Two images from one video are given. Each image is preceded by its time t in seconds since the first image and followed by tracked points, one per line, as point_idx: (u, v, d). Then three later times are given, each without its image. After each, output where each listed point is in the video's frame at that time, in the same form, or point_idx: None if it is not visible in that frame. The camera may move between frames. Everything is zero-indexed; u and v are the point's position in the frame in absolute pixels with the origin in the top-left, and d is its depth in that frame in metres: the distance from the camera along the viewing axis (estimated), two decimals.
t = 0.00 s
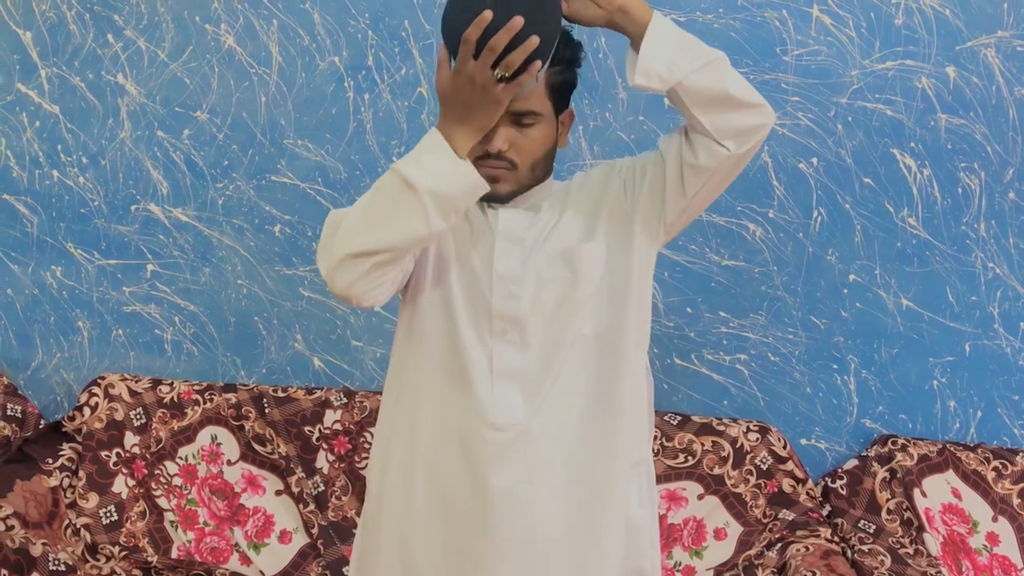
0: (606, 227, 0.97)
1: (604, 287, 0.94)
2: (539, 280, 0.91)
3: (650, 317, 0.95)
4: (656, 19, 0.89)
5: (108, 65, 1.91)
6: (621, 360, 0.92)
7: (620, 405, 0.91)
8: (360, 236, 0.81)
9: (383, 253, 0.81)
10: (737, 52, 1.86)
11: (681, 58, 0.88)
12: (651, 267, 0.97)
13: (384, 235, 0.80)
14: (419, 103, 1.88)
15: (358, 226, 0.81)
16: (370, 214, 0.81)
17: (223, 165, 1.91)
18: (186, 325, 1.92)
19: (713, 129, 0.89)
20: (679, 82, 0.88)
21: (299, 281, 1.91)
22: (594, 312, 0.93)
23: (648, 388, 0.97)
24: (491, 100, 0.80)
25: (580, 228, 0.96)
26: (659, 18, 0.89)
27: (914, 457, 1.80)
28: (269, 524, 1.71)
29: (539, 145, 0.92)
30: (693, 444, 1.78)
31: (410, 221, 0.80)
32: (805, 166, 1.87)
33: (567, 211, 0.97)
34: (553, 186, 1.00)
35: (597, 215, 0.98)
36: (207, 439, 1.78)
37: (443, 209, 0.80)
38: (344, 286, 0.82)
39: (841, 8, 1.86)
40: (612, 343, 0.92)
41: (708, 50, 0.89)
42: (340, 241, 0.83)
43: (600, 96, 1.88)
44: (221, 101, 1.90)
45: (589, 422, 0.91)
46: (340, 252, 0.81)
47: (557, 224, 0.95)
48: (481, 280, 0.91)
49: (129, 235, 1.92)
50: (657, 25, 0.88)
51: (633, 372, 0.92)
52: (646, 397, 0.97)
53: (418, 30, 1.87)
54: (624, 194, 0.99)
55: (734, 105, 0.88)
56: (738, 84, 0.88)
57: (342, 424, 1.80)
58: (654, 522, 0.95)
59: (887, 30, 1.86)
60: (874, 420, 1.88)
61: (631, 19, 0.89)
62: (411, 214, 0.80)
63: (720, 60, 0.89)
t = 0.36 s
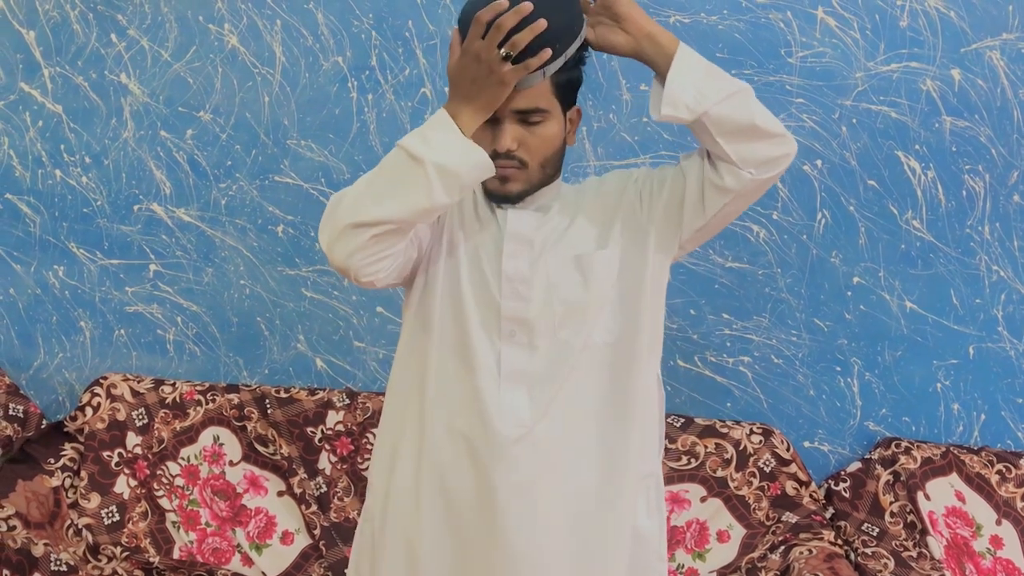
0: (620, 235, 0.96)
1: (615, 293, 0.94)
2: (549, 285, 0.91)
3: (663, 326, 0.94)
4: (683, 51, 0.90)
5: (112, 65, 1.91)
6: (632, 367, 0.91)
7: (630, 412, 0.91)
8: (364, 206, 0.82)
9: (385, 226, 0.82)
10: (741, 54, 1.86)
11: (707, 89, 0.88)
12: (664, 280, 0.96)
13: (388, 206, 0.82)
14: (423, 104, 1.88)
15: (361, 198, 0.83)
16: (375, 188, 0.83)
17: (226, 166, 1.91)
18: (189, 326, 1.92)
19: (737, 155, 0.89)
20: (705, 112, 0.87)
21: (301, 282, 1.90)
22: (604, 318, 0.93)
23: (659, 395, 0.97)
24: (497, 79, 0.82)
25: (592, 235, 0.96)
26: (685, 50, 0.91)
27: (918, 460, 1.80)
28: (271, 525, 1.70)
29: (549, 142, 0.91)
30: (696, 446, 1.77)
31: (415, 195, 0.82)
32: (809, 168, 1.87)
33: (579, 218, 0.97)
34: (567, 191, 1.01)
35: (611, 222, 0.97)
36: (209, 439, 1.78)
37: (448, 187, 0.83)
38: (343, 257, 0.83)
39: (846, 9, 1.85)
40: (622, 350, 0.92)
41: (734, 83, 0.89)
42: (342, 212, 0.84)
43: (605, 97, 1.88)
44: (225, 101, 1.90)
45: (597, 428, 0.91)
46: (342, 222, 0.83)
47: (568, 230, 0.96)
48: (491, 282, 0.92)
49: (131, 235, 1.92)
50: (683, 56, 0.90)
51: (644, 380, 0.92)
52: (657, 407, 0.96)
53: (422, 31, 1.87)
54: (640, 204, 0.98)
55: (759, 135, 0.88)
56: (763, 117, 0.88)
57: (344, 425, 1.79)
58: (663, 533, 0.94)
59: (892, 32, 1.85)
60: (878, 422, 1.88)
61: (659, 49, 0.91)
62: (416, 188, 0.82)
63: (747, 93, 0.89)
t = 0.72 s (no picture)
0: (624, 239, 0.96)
1: (619, 296, 0.94)
2: (552, 287, 0.91)
3: (665, 331, 0.94)
4: (684, 73, 0.92)
5: (113, 65, 1.91)
6: (635, 371, 0.91)
7: (631, 415, 0.91)
8: (364, 194, 0.84)
9: (384, 213, 0.84)
10: (742, 54, 1.86)
11: (712, 110, 0.90)
12: (669, 286, 0.96)
13: (388, 193, 0.83)
14: (424, 104, 1.88)
15: (362, 186, 0.85)
16: (375, 176, 0.84)
17: (227, 166, 1.91)
18: (189, 325, 1.92)
19: (744, 170, 0.90)
20: (712, 133, 0.89)
21: (302, 281, 1.90)
22: (606, 322, 0.93)
23: (661, 399, 0.97)
24: (499, 69, 0.84)
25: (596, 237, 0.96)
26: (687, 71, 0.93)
27: (918, 460, 1.80)
28: (272, 524, 1.70)
29: (549, 140, 0.92)
30: (696, 446, 1.77)
31: (416, 182, 0.83)
32: (809, 168, 1.87)
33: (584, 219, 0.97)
34: (572, 192, 1.01)
35: (617, 225, 0.97)
36: (209, 439, 1.78)
37: (447, 175, 0.84)
38: (343, 244, 0.85)
39: (846, 10, 1.85)
40: (625, 353, 0.92)
41: (738, 101, 0.91)
42: (343, 200, 0.86)
43: (605, 97, 1.88)
44: (226, 101, 1.90)
45: (598, 431, 0.91)
46: (342, 210, 0.85)
47: (573, 232, 0.96)
48: (493, 281, 0.92)
49: (132, 234, 1.92)
50: (685, 77, 0.92)
51: (647, 384, 0.92)
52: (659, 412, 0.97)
53: (423, 31, 1.87)
54: (646, 209, 0.98)
55: (765, 151, 0.90)
56: (768, 132, 0.90)
57: (345, 425, 1.79)
58: (662, 537, 0.95)
59: (892, 33, 1.85)
60: (878, 423, 1.88)
61: (662, 70, 0.94)
62: (416, 176, 0.83)
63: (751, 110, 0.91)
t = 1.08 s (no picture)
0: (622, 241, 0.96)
1: (617, 297, 0.94)
2: (549, 288, 0.91)
3: (663, 332, 0.95)
4: (673, 90, 0.93)
5: (111, 67, 1.91)
6: (632, 372, 0.92)
7: (629, 416, 0.91)
8: (360, 179, 0.84)
9: (379, 200, 0.84)
10: (740, 56, 1.86)
11: (703, 124, 0.92)
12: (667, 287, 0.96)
13: (382, 180, 0.84)
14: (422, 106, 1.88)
15: (358, 171, 0.85)
16: (371, 163, 0.85)
17: (225, 168, 1.91)
18: (188, 327, 1.92)
19: (739, 176, 0.91)
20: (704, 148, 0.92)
21: (300, 284, 1.91)
22: (604, 323, 0.93)
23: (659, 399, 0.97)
24: (500, 58, 0.86)
25: (594, 238, 0.96)
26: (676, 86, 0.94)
27: (916, 462, 1.80)
28: (270, 526, 1.70)
29: (544, 142, 0.92)
30: (694, 448, 1.77)
31: (411, 170, 0.84)
32: (807, 170, 1.87)
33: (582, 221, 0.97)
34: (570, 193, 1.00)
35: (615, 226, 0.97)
36: (208, 441, 1.78)
37: (443, 164, 0.84)
38: (338, 229, 0.85)
39: (844, 12, 1.85)
40: (623, 354, 0.93)
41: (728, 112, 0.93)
42: (339, 185, 0.86)
43: (603, 99, 1.88)
44: (224, 103, 1.90)
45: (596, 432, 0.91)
46: (338, 194, 0.85)
47: (571, 234, 0.96)
48: (491, 282, 0.92)
49: (130, 236, 1.92)
50: (674, 93, 0.93)
51: (644, 385, 0.92)
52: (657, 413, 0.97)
53: (421, 33, 1.87)
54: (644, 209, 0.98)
55: (758, 158, 0.92)
56: (760, 140, 0.92)
57: (343, 427, 1.80)
58: (660, 536, 0.95)
59: (890, 35, 1.85)
60: (876, 424, 1.88)
61: (651, 88, 0.95)
62: (412, 163, 0.84)
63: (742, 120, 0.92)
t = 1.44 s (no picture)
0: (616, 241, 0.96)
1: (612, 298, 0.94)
2: (544, 289, 0.91)
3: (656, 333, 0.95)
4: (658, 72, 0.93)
5: (109, 69, 1.91)
6: (628, 373, 0.92)
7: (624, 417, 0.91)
8: (357, 174, 0.85)
9: (376, 195, 0.84)
10: (738, 59, 1.86)
11: (685, 110, 0.91)
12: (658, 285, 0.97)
13: (380, 174, 0.84)
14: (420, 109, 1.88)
15: (356, 166, 0.86)
16: (370, 157, 0.85)
17: (224, 170, 1.91)
18: (186, 330, 1.92)
19: (720, 169, 0.91)
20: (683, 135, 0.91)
21: (298, 286, 1.90)
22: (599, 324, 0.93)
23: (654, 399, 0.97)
24: (499, 50, 0.86)
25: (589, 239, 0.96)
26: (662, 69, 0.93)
27: (915, 464, 1.80)
28: (268, 529, 1.70)
29: (550, 143, 0.92)
30: (692, 451, 1.77)
31: (409, 164, 0.84)
32: (805, 173, 1.87)
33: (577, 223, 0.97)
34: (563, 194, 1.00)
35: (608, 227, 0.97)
36: (206, 444, 1.78)
37: (440, 159, 0.84)
38: (335, 224, 0.86)
39: (842, 15, 1.86)
40: (619, 355, 0.93)
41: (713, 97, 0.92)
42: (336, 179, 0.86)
43: (601, 102, 1.88)
44: (222, 106, 1.90)
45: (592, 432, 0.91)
46: (335, 188, 0.85)
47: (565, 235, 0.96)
48: (487, 285, 0.92)
49: (128, 239, 1.92)
50: (660, 76, 0.92)
51: (640, 385, 0.92)
52: (652, 413, 0.97)
53: (419, 36, 1.87)
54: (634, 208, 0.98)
55: (740, 149, 0.91)
56: (743, 130, 0.91)
57: (342, 430, 1.80)
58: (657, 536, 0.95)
59: (888, 37, 1.85)
60: (875, 427, 1.88)
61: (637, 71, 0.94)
62: (409, 158, 0.84)
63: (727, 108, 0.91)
